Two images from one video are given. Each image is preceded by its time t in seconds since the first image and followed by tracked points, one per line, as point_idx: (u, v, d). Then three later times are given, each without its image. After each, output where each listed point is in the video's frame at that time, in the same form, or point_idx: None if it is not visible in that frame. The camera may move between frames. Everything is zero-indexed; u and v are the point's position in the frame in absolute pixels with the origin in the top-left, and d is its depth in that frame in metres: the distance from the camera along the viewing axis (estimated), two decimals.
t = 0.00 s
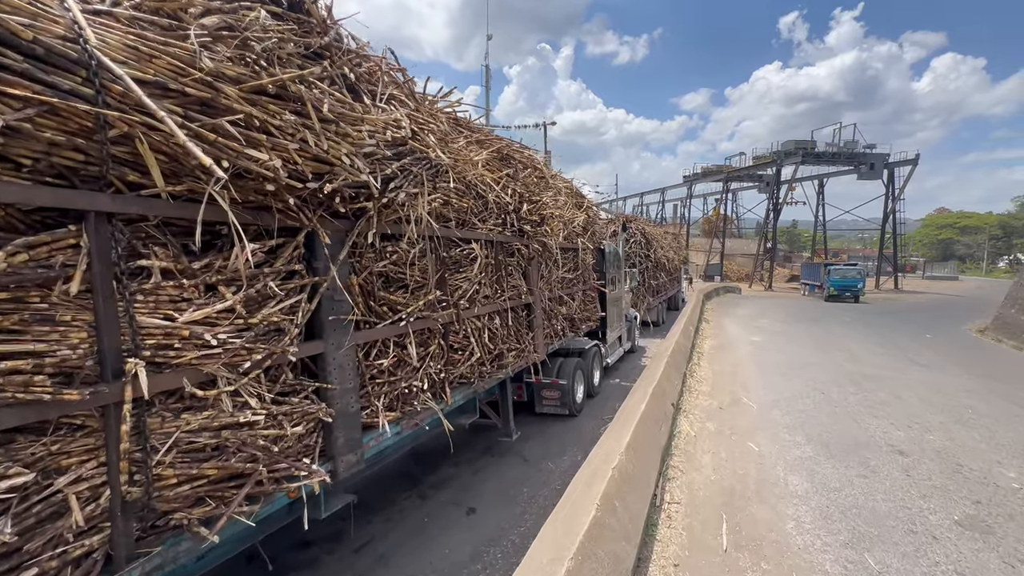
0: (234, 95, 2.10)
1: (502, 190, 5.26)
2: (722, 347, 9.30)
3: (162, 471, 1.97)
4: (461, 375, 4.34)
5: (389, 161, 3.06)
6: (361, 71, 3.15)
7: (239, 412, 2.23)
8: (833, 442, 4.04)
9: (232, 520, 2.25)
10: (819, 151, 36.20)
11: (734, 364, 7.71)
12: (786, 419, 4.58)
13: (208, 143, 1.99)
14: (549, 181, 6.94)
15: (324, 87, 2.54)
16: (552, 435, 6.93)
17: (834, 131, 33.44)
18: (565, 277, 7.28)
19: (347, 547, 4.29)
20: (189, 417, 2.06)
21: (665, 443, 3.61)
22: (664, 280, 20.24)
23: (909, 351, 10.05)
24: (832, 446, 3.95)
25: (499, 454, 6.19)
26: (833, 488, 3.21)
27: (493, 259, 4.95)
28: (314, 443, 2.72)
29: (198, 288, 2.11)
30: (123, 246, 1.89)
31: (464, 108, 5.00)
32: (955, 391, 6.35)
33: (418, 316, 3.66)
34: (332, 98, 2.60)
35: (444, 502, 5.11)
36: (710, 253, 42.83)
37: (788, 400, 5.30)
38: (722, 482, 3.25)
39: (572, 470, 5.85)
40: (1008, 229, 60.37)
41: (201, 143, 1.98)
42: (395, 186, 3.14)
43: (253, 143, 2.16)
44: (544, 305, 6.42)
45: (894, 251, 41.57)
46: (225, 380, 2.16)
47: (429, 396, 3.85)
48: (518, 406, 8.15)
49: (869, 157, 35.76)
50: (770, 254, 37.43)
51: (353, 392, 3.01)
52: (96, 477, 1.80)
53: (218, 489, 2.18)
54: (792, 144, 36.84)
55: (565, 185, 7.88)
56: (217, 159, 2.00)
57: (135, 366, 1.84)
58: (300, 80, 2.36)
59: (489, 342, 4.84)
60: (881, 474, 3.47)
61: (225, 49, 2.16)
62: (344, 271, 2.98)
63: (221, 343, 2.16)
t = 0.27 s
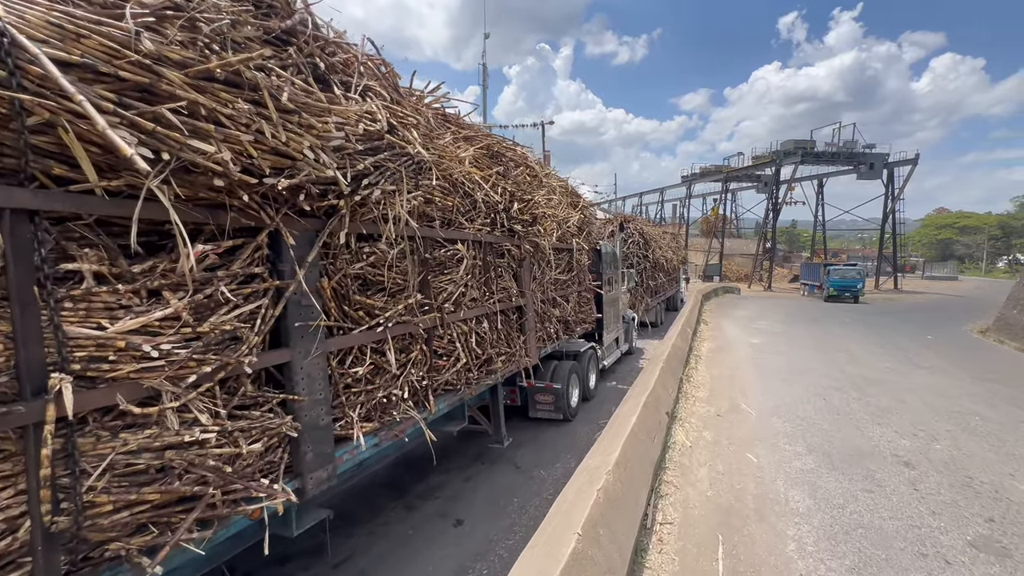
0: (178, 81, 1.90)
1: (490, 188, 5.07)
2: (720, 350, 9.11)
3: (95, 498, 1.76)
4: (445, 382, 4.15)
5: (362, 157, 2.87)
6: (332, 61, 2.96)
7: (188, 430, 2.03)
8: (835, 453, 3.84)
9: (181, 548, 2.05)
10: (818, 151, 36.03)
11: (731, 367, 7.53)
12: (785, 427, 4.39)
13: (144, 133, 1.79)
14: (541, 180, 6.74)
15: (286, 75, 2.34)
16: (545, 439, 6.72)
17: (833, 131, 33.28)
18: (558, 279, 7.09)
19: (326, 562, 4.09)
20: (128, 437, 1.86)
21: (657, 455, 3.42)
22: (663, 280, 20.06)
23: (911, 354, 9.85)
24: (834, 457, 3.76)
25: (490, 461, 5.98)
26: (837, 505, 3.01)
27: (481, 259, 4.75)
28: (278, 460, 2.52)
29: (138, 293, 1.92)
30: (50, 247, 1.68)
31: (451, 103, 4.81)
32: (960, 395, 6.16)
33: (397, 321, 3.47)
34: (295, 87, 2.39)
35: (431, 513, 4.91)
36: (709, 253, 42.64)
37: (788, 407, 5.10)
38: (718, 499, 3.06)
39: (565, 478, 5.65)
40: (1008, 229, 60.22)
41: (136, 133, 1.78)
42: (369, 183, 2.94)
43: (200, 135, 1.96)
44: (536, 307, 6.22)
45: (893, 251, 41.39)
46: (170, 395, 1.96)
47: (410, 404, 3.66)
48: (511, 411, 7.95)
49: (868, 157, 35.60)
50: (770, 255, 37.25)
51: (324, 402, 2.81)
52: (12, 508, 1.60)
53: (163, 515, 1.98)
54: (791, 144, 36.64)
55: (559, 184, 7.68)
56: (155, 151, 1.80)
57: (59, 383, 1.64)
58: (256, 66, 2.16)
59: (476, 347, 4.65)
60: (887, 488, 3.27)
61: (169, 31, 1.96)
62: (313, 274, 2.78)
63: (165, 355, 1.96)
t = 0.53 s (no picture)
0: (113, 49, 1.69)
1: (481, 182, 4.85)
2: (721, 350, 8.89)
3: (14, 520, 1.55)
4: (432, 384, 3.93)
5: (336, 143, 2.65)
6: (304, 40, 2.75)
7: (130, 441, 1.82)
8: (843, 460, 3.63)
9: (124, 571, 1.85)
10: (819, 149, 35.77)
11: (732, 368, 7.32)
12: (790, 432, 4.18)
13: (70, 106, 1.58)
14: (536, 175, 6.53)
15: (246, 49, 2.13)
16: (540, 441, 6.50)
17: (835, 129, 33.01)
18: (554, 277, 6.88)
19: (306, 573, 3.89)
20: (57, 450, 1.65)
21: (655, 463, 3.19)
22: (663, 280, 19.86)
23: (916, 354, 9.62)
24: (842, 464, 3.55)
25: (483, 466, 5.77)
26: (847, 518, 2.80)
27: (471, 255, 4.54)
28: (240, 471, 2.31)
29: (69, 288, 1.71)
30: None
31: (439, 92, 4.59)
32: (970, 397, 5.94)
33: (377, 319, 3.25)
34: (257, 63, 2.18)
35: (419, 520, 4.69)
36: (710, 252, 42.38)
37: (792, 409, 4.89)
38: (720, 512, 2.83)
39: (560, 483, 5.43)
40: (1010, 228, 59.91)
41: (61, 106, 1.57)
42: (343, 171, 2.73)
43: (139, 111, 1.74)
44: (531, 306, 6.02)
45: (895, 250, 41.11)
46: (107, 402, 1.75)
47: (392, 408, 3.45)
48: (506, 412, 7.74)
49: (870, 155, 35.32)
50: (771, 254, 37.01)
51: (294, 408, 2.61)
52: None
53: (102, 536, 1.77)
54: (792, 142, 36.38)
55: (555, 180, 7.47)
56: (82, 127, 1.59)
57: None
58: (208, 37, 1.95)
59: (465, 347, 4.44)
60: (900, 499, 3.06)
61: None
62: (280, 268, 2.57)
63: (102, 358, 1.75)
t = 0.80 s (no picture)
0: (32, 19, 1.47)
1: (474, 178, 4.63)
2: (725, 351, 8.66)
3: None
4: (420, 392, 3.72)
5: (307, 132, 2.43)
6: (275, 21, 2.54)
7: (59, 467, 1.60)
8: (858, 473, 3.41)
9: None
10: (823, 147, 35.41)
11: (737, 371, 7.08)
12: (799, 442, 3.95)
13: None
14: (533, 171, 6.31)
15: (199, 25, 1.92)
16: (538, 447, 6.28)
17: (839, 126, 32.67)
18: (552, 277, 6.66)
19: None
20: None
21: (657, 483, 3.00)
22: (666, 279, 19.62)
23: (926, 356, 9.37)
24: (857, 478, 3.32)
25: (478, 474, 5.55)
26: (866, 542, 2.58)
27: (463, 255, 4.33)
28: (197, 494, 2.10)
29: None
30: None
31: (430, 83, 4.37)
32: (986, 402, 5.69)
33: (358, 323, 3.03)
34: (212, 41, 1.96)
35: (408, 533, 4.48)
36: (713, 251, 42.07)
37: (800, 417, 4.66)
38: (728, 534, 2.67)
39: (558, 492, 5.20)
40: (1015, 227, 59.42)
41: None
42: (317, 163, 2.51)
43: (66, 91, 1.53)
44: (528, 307, 5.80)
45: (899, 249, 40.77)
46: (30, 423, 1.54)
47: (376, 418, 3.23)
48: (503, 416, 7.52)
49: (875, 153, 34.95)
50: (774, 253, 36.73)
51: (261, 422, 2.39)
52: None
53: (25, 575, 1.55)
54: (796, 140, 36.03)
55: (554, 176, 7.25)
56: None
57: None
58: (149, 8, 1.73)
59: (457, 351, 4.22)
60: (922, 518, 2.83)
61: None
62: (246, 268, 2.36)
63: (23, 372, 1.54)
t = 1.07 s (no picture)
0: None
1: (466, 173, 4.42)
2: (729, 352, 8.44)
3: None
4: (406, 397, 3.52)
5: (274, 119, 2.24)
6: None
7: None
8: (871, 487, 3.20)
9: None
10: (830, 143, 34.97)
11: (742, 373, 6.87)
12: (808, 451, 3.75)
13: None
14: (531, 166, 6.10)
15: None
16: (535, 451, 6.07)
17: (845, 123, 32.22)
18: (550, 275, 6.45)
19: None
20: None
21: (655, 502, 2.85)
22: (669, 277, 19.37)
23: (936, 356, 9.11)
24: (871, 492, 3.12)
25: (471, 480, 5.35)
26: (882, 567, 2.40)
27: (454, 253, 4.13)
28: (146, 516, 1.92)
29: None
30: None
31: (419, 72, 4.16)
32: (1002, 407, 5.45)
33: (335, 326, 2.83)
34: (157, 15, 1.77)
35: (397, 542, 4.30)
36: (717, 249, 41.72)
37: (809, 423, 4.46)
38: (731, 556, 2.52)
39: (554, 499, 5.00)
40: None
41: None
42: (286, 153, 2.31)
43: None
44: (524, 306, 5.60)
45: (906, 247, 40.32)
46: None
47: (356, 426, 3.04)
48: (501, 418, 7.32)
49: (882, 150, 34.48)
50: (778, 250, 36.37)
51: (222, 434, 2.19)
52: None
53: None
54: (801, 136, 35.61)
55: (552, 171, 7.03)
56: None
57: None
58: None
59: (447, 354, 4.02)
60: (943, 539, 2.63)
61: None
62: (207, 267, 2.16)
63: None
